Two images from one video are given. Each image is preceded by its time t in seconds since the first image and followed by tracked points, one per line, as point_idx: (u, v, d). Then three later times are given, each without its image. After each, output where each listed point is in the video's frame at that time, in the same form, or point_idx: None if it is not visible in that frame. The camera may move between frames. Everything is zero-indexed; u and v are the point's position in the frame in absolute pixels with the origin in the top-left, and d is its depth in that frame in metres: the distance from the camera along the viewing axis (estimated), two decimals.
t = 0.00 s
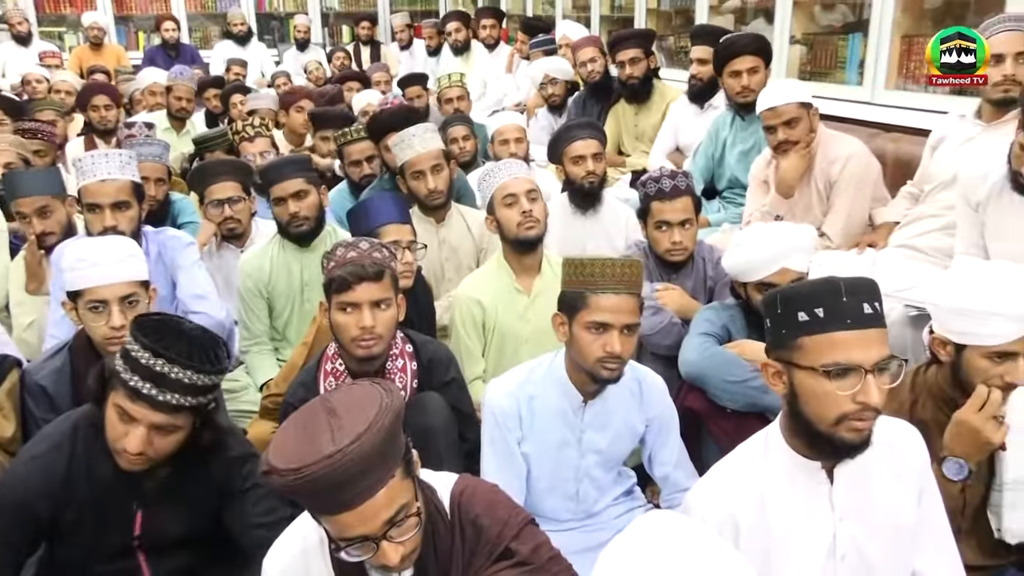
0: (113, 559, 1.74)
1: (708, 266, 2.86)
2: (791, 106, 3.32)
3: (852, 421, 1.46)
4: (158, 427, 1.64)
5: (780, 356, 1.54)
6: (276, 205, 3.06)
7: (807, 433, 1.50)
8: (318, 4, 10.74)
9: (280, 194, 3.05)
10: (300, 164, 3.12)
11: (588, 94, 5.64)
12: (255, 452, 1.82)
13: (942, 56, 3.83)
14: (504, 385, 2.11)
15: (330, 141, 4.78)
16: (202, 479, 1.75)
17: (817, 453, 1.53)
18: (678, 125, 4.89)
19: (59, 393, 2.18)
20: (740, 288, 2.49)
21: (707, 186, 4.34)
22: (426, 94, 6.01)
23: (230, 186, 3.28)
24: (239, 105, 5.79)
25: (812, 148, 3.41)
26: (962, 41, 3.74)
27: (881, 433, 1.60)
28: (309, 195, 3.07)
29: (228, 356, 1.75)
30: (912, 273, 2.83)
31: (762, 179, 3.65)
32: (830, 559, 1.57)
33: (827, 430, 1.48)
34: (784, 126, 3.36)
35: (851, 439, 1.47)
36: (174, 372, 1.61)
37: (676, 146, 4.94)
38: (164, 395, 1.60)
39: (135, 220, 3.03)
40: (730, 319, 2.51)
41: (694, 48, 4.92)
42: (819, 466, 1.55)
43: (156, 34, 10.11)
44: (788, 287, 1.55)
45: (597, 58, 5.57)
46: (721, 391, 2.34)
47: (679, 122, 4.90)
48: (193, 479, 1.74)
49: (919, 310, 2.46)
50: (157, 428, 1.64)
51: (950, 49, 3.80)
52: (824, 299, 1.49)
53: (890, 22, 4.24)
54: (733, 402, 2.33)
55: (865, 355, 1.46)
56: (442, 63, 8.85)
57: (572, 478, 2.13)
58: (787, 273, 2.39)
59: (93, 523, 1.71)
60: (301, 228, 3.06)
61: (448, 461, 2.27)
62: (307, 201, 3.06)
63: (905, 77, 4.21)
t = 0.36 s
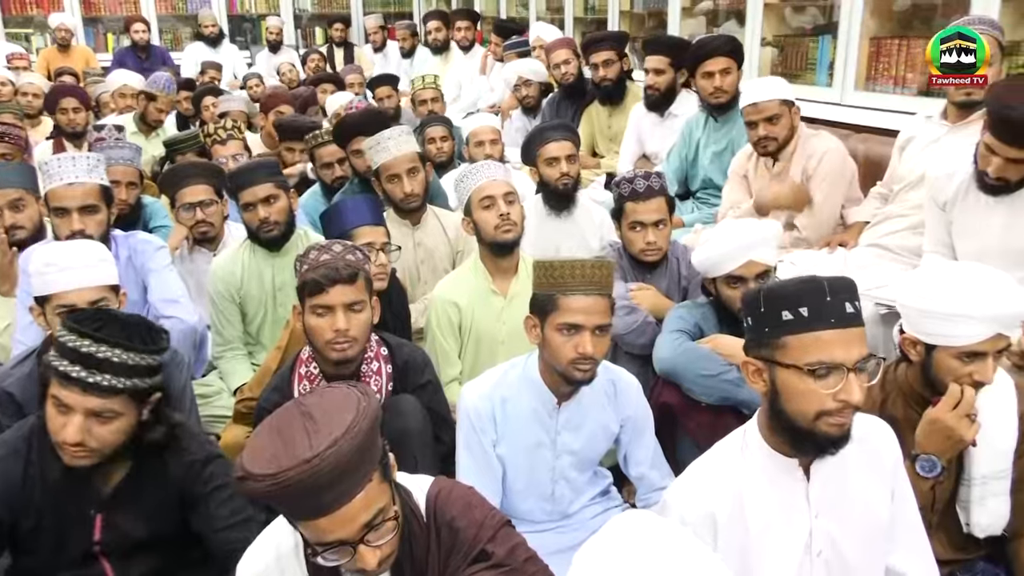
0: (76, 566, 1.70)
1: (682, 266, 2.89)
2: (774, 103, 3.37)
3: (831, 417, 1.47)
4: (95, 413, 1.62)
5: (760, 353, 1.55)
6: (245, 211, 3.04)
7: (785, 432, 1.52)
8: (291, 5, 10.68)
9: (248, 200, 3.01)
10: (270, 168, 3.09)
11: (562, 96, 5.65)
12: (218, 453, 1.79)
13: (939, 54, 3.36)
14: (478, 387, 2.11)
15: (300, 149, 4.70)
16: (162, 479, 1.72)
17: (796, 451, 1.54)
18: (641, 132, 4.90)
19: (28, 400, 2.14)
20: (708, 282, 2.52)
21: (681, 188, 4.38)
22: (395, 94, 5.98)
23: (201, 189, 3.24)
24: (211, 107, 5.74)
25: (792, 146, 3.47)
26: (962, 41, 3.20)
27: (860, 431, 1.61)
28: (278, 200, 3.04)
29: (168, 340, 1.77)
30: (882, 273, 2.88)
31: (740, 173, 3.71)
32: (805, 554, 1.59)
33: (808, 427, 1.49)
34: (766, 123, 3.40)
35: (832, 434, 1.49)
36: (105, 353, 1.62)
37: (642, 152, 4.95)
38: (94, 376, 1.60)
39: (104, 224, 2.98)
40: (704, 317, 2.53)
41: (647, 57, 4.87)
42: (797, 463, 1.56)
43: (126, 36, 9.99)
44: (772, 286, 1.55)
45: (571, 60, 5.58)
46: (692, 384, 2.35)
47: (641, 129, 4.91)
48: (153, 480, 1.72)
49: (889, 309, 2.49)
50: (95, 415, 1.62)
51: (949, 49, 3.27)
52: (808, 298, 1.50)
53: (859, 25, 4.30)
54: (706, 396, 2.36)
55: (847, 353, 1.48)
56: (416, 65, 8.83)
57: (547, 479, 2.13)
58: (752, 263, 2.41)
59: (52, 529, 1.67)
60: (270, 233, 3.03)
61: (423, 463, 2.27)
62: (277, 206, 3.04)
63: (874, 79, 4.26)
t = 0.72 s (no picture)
0: None
1: (650, 266, 2.91)
2: (749, 100, 3.44)
3: (800, 416, 1.49)
4: (9, 418, 1.59)
5: (730, 352, 1.57)
6: (201, 217, 3.00)
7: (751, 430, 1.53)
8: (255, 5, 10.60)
9: (205, 206, 2.99)
10: (223, 175, 3.07)
11: (529, 97, 5.66)
12: (173, 455, 1.76)
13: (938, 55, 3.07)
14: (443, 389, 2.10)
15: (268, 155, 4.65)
16: (113, 483, 1.68)
17: (764, 448, 1.55)
18: (601, 137, 4.95)
19: None
20: (678, 285, 2.53)
21: (648, 189, 4.39)
22: (368, 93, 5.95)
23: (164, 192, 3.18)
24: (173, 109, 5.67)
25: (763, 145, 3.54)
26: (961, 41, 3.09)
27: (824, 427, 1.63)
28: (234, 205, 3.01)
29: (86, 336, 1.75)
30: (845, 272, 2.92)
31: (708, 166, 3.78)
32: (772, 549, 1.61)
33: (776, 426, 1.51)
34: (741, 119, 3.47)
35: (798, 433, 1.51)
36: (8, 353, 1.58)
37: (604, 155, 4.98)
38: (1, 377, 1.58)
39: (63, 229, 2.93)
40: (672, 319, 2.55)
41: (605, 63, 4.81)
42: (763, 460, 1.58)
43: (85, 36, 9.82)
44: (742, 285, 1.56)
45: (537, 61, 5.59)
46: (660, 389, 2.37)
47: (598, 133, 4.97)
48: (105, 486, 1.68)
49: (851, 306, 2.52)
50: (9, 420, 1.59)
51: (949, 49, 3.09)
52: (778, 299, 1.51)
53: (820, 26, 4.36)
54: (675, 400, 2.37)
55: (813, 353, 1.50)
56: (383, 66, 8.80)
57: (517, 480, 2.14)
58: (725, 270, 2.44)
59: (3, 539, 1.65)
60: (228, 239, 2.99)
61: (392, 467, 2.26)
62: (233, 212, 3.00)
63: (836, 80, 4.33)
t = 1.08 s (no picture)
0: None
1: (616, 265, 2.93)
2: (702, 105, 3.47)
3: (765, 415, 1.51)
4: None
5: (696, 352, 1.57)
6: (164, 220, 2.95)
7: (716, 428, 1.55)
8: (218, 5, 10.48)
9: (167, 209, 2.93)
10: (187, 177, 3.01)
11: (496, 98, 5.66)
12: (135, 464, 1.73)
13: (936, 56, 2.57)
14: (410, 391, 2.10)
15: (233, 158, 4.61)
16: (71, 493, 1.64)
17: (728, 443, 1.56)
18: (566, 138, 4.97)
19: None
20: (645, 282, 2.55)
21: (614, 188, 4.42)
22: (335, 94, 5.94)
23: (124, 196, 3.14)
24: (134, 110, 5.59)
25: (717, 151, 3.59)
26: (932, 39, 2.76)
27: (789, 423, 1.65)
28: (198, 208, 2.97)
29: (37, 339, 1.71)
30: (808, 269, 2.97)
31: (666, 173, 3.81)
32: (738, 545, 1.62)
33: (741, 425, 1.53)
34: (694, 126, 3.50)
35: (763, 431, 1.52)
36: None
37: (570, 155, 5.02)
38: None
39: (20, 233, 2.88)
40: (639, 316, 2.57)
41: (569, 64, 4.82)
42: (729, 457, 1.59)
43: (43, 36, 9.64)
44: (709, 285, 1.57)
45: (503, 61, 5.58)
46: (627, 385, 2.38)
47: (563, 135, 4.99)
48: (62, 495, 1.64)
49: (811, 303, 2.56)
50: None
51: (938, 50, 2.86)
52: (744, 300, 1.53)
53: (782, 27, 4.41)
54: (641, 396, 2.38)
55: (779, 354, 1.51)
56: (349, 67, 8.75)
57: (487, 481, 2.13)
58: (691, 265, 2.46)
59: None
60: (191, 242, 2.95)
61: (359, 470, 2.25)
62: (197, 214, 2.96)
63: (798, 80, 4.39)
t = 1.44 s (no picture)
0: None
1: (584, 265, 2.94)
2: (673, 102, 3.49)
3: (731, 412, 1.52)
4: None
5: (662, 351, 1.59)
6: (135, 218, 2.91)
7: (686, 426, 1.56)
8: (180, 4, 10.36)
9: (139, 208, 2.90)
10: (159, 176, 2.97)
11: (463, 98, 5.66)
12: (101, 471, 1.70)
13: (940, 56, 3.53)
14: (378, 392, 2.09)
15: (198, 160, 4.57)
16: (37, 501, 1.62)
17: (694, 440, 1.58)
18: (534, 137, 4.99)
19: None
20: (611, 281, 2.56)
21: (582, 187, 4.44)
22: (293, 94, 5.87)
23: (84, 198, 3.09)
24: (95, 111, 5.50)
25: (688, 146, 3.61)
26: (962, 41, 3.45)
27: (754, 419, 1.67)
28: (171, 209, 2.94)
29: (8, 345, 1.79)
30: (773, 267, 3.00)
31: (636, 172, 3.82)
32: (705, 541, 1.64)
33: (707, 421, 1.54)
34: (666, 121, 3.52)
35: (730, 428, 1.54)
36: None
37: (538, 156, 5.03)
38: None
39: None
40: (607, 315, 2.57)
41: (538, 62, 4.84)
42: (695, 453, 1.61)
43: None
44: (675, 284, 1.58)
45: (469, 62, 5.56)
46: (597, 383, 2.39)
47: (532, 134, 5.00)
48: (27, 503, 1.62)
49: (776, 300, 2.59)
50: None
51: (949, 49, 3.52)
52: (709, 299, 1.54)
53: (746, 27, 4.47)
54: (610, 394, 2.39)
55: (743, 351, 1.53)
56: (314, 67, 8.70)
57: (457, 481, 2.13)
58: (655, 262, 2.48)
59: None
60: (162, 242, 2.92)
61: (328, 474, 2.23)
62: (171, 215, 2.93)
63: (761, 80, 4.44)
